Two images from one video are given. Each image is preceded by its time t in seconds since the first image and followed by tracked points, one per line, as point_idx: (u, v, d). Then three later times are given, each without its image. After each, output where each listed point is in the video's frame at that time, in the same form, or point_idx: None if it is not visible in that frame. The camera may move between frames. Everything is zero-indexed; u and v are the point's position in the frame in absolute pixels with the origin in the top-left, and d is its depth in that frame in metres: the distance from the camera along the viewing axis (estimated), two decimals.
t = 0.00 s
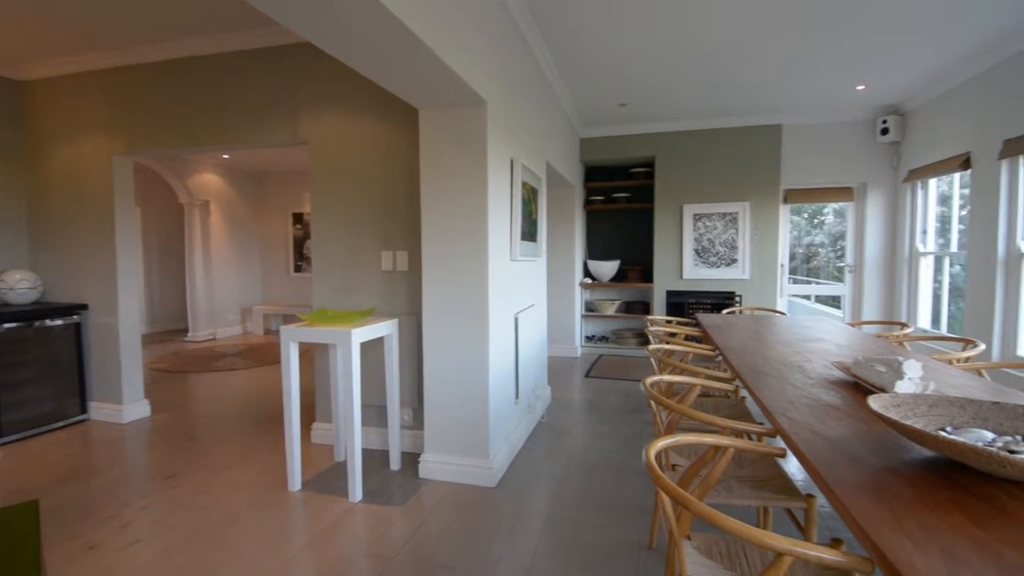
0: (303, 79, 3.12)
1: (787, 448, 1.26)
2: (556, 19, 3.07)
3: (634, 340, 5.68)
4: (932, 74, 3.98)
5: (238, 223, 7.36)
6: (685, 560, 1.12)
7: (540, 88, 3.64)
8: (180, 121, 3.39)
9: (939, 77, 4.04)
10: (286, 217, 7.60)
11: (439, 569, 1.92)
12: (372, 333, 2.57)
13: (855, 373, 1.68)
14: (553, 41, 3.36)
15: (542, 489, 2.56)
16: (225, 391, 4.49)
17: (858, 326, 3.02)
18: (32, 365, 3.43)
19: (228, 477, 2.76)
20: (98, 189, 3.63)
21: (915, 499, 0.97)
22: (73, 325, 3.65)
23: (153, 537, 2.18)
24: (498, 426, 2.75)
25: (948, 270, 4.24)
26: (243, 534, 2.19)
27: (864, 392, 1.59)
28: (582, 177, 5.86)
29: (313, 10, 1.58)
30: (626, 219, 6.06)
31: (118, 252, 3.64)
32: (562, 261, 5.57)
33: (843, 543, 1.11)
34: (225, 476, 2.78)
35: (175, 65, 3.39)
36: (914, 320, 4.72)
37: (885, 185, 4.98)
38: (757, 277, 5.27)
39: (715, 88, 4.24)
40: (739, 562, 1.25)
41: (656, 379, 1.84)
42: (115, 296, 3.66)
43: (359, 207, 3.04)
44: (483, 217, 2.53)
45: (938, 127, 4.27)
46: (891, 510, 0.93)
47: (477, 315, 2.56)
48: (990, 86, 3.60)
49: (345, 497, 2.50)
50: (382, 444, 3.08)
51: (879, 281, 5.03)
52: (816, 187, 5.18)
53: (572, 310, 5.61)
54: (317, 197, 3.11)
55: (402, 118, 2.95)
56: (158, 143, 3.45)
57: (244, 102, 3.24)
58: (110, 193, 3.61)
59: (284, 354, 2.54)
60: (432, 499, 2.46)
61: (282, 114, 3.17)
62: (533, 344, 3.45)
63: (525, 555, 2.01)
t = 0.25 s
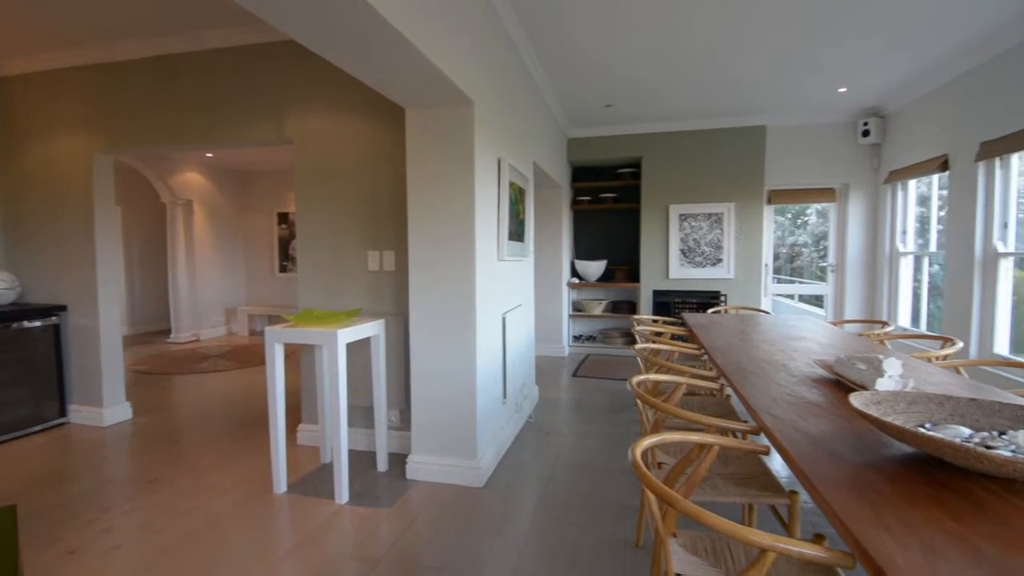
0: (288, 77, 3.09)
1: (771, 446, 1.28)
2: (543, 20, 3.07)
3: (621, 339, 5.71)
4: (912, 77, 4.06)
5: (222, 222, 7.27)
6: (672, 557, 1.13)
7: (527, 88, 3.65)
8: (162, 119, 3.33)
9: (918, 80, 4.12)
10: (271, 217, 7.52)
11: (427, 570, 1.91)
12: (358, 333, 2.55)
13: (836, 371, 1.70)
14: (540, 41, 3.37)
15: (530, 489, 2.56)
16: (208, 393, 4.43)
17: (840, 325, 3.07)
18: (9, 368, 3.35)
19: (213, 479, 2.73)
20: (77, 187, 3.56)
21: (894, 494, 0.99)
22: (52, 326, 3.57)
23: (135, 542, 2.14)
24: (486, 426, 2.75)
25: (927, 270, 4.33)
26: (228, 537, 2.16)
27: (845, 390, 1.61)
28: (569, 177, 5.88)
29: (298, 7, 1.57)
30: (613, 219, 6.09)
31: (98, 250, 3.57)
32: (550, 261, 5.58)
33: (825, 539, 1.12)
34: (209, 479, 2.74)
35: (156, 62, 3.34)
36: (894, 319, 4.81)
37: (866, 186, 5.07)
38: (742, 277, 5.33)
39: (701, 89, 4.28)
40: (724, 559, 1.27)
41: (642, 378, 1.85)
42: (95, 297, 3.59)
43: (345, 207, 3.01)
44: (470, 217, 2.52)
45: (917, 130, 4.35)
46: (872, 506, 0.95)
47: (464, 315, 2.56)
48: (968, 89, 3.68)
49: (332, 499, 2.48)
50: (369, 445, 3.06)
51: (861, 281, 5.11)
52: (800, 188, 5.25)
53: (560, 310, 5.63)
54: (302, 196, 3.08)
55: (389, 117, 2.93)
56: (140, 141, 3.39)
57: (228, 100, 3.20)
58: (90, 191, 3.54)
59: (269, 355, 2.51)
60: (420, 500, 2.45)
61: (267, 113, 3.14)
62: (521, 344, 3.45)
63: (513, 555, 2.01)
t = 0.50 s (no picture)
0: (273, 76, 3.05)
1: (755, 444, 1.29)
2: (530, 20, 3.07)
3: (608, 339, 5.74)
4: (892, 80, 4.13)
5: (206, 222, 7.17)
6: (658, 556, 1.14)
7: (514, 88, 3.65)
8: (143, 116, 3.28)
9: (898, 83, 4.20)
10: (255, 216, 7.43)
11: (415, 571, 1.90)
12: (344, 334, 2.53)
13: (819, 369, 1.73)
14: (527, 41, 3.36)
15: (517, 489, 2.56)
16: (192, 395, 4.36)
17: (822, 323, 3.11)
18: None
19: (196, 483, 2.69)
20: (56, 186, 3.49)
21: (875, 490, 1.01)
22: (30, 328, 3.49)
23: (117, 547, 2.10)
24: (473, 426, 2.74)
25: (907, 269, 4.41)
26: (212, 541, 2.13)
27: (828, 388, 1.64)
28: (557, 177, 5.89)
29: (282, 4, 1.55)
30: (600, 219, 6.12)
31: (77, 255, 3.50)
32: (538, 261, 5.59)
33: (808, 535, 1.14)
34: (193, 482, 2.70)
35: (138, 58, 3.28)
36: (875, 318, 4.90)
37: (848, 187, 5.15)
38: (727, 277, 5.38)
39: (687, 90, 4.31)
40: (710, 556, 1.28)
41: (629, 377, 1.86)
42: (75, 298, 3.52)
43: (331, 206, 2.99)
44: (457, 217, 2.52)
45: (897, 132, 4.43)
46: (853, 502, 0.96)
47: (452, 315, 2.55)
48: (947, 92, 3.76)
49: (318, 501, 2.45)
50: (355, 446, 3.04)
51: (843, 280, 5.19)
52: (783, 189, 5.32)
53: (547, 310, 5.64)
54: (287, 196, 3.05)
55: (375, 116, 2.91)
56: (121, 139, 3.33)
57: (211, 98, 3.15)
58: (69, 190, 3.46)
59: (254, 356, 2.48)
60: (408, 501, 2.44)
61: (252, 111, 3.10)
62: (508, 344, 3.45)
63: (501, 555, 2.00)
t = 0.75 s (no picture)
0: (255, 73, 3.01)
1: (738, 441, 1.31)
2: (516, 20, 3.07)
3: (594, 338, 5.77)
4: (870, 83, 4.21)
5: (187, 221, 7.05)
6: (642, 554, 1.14)
7: (500, 88, 3.64)
8: (122, 113, 3.21)
9: (877, 86, 4.28)
10: (238, 215, 7.32)
11: (401, 573, 1.89)
12: (329, 335, 2.50)
13: (800, 367, 1.75)
14: (512, 41, 3.36)
15: (503, 489, 2.56)
16: (172, 397, 4.29)
17: (804, 322, 3.16)
18: None
19: (177, 486, 2.64)
20: (30, 184, 3.40)
21: (854, 485, 1.03)
22: (4, 330, 3.39)
23: (95, 553, 2.06)
24: (459, 426, 2.73)
25: (886, 269, 4.50)
26: (194, 545, 2.09)
27: (808, 385, 1.66)
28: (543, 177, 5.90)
29: (265, 2, 1.53)
30: (586, 219, 6.14)
31: (53, 258, 3.42)
32: (524, 261, 5.59)
33: (789, 530, 1.16)
34: (174, 486, 2.65)
35: (115, 54, 3.21)
36: (855, 316, 4.99)
37: (828, 188, 5.24)
38: (711, 276, 5.44)
39: (671, 92, 4.35)
40: (694, 553, 1.29)
41: (614, 377, 1.87)
42: (50, 299, 3.43)
43: (315, 206, 2.96)
44: (443, 216, 2.51)
45: (876, 134, 4.51)
46: (833, 497, 0.98)
47: (437, 316, 2.54)
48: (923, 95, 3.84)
49: (302, 504, 2.43)
50: (340, 448, 3.01)
51: (824, 280, 5.28)
52: (766, 190, 5.39)
53: (533, 310, 5.65)
54: (270, 195, 3.01)
55: (360, 115, 2.89)
56: (98, 137, 3.26)
57: (192, 95, 3.10)
58: (44, 188, 3.38)
59: (236, 358, 2.44)
60: (393, 503, 2.42)
61: (234, 109, 3.05)
62: (494, 344, 3.45)
63: (487, 555, 2.00)
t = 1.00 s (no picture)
0: (239, 71, 2.97)
1: (722, 439, 1.32)
2: (503, 20, 3.07)
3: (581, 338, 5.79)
4: (852, 85, 4.28)
5: (169, 221, 6.94)
6: (629, 552, 1.15)
7: (487, 88, 3.64)
8: (101, 110, 3.15)
9: (858, 89, 4.35)
10: (221, 215, 7.22)
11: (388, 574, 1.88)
12: (314, 336, 2.48)
13: (783, 366, 1.78)
14: (499, 41, 3.36)
15: (491, 488, 2.56)
16: (154, 400, 4.22)
17: (787, 321, 3.20)
18: None
19: (159, 490, 2.60)
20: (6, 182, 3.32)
21: (836, 482, 1.04)
22: None
23: (74, 558, 2.02)
24: (446, 427, 2.73)
25: (867, 268, 4.58)
26: (177, 549, 2.06)
27: (791, 383, 1.69)
28: (530, 177, 5.91)
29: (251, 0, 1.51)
30: (573, 219, 6.16)
31: (31, 260, 3.34)
32: (511, 261, 5.60)
33: (773, 527, 1.17)
34: (156, 490, 2.61)
35: (94, 50, 3.14)
36: (837, 315, 5.07)
37: (811, 189, 5.32)
38: (696, 276, 5.49)
39: (658, 93, 4.38)
40: (680, 550, 1.30)
41: (601, 376, 1.88)
42: (27, 301, 3.36)
43: (300, 206, 2.93)
44: (430, 216, 2.50)
45: (857, 136, 4.59)
46: (815, 493, 0.99)
47: (424, 315, 2.53)
48: (903, 98, 3.91)
49: (287, 507, 2.40)
50: (327, 449, 2.98)
51: (806, 279, 5.36)
52: (750, 190, 5.46)
53: (521, 310, 5.65)
54: (254, 195, 2.97)
55: (346, 114, 2.86)
56: (77, 134, 3.19)
57: (175, 93, 3.05)
58: (20, 187, 3.30)
59: (219, 360, 2.41)
60: (380, 504, 2.41)
61: (217, 107, 3.01)
62: (482, 344, 3.44)
63: (475, 555, 2.00)
